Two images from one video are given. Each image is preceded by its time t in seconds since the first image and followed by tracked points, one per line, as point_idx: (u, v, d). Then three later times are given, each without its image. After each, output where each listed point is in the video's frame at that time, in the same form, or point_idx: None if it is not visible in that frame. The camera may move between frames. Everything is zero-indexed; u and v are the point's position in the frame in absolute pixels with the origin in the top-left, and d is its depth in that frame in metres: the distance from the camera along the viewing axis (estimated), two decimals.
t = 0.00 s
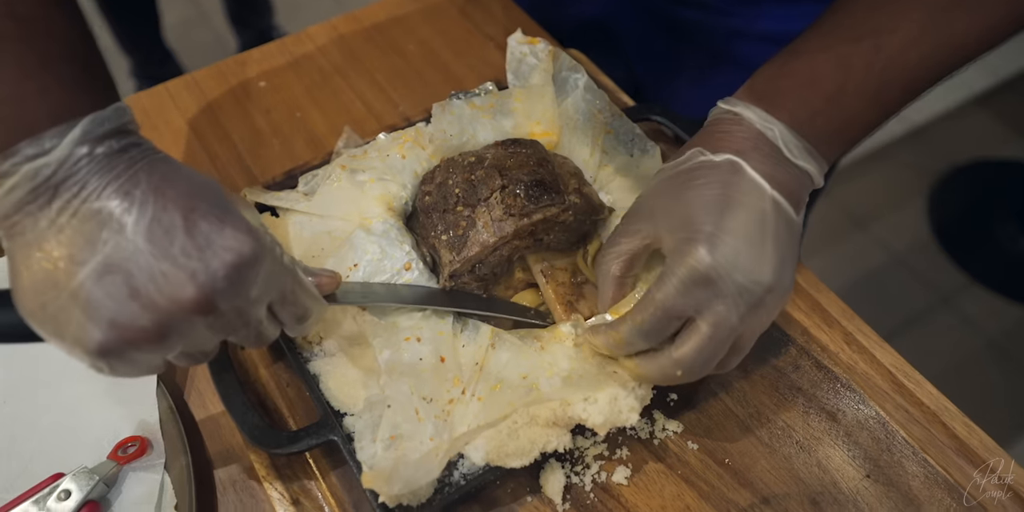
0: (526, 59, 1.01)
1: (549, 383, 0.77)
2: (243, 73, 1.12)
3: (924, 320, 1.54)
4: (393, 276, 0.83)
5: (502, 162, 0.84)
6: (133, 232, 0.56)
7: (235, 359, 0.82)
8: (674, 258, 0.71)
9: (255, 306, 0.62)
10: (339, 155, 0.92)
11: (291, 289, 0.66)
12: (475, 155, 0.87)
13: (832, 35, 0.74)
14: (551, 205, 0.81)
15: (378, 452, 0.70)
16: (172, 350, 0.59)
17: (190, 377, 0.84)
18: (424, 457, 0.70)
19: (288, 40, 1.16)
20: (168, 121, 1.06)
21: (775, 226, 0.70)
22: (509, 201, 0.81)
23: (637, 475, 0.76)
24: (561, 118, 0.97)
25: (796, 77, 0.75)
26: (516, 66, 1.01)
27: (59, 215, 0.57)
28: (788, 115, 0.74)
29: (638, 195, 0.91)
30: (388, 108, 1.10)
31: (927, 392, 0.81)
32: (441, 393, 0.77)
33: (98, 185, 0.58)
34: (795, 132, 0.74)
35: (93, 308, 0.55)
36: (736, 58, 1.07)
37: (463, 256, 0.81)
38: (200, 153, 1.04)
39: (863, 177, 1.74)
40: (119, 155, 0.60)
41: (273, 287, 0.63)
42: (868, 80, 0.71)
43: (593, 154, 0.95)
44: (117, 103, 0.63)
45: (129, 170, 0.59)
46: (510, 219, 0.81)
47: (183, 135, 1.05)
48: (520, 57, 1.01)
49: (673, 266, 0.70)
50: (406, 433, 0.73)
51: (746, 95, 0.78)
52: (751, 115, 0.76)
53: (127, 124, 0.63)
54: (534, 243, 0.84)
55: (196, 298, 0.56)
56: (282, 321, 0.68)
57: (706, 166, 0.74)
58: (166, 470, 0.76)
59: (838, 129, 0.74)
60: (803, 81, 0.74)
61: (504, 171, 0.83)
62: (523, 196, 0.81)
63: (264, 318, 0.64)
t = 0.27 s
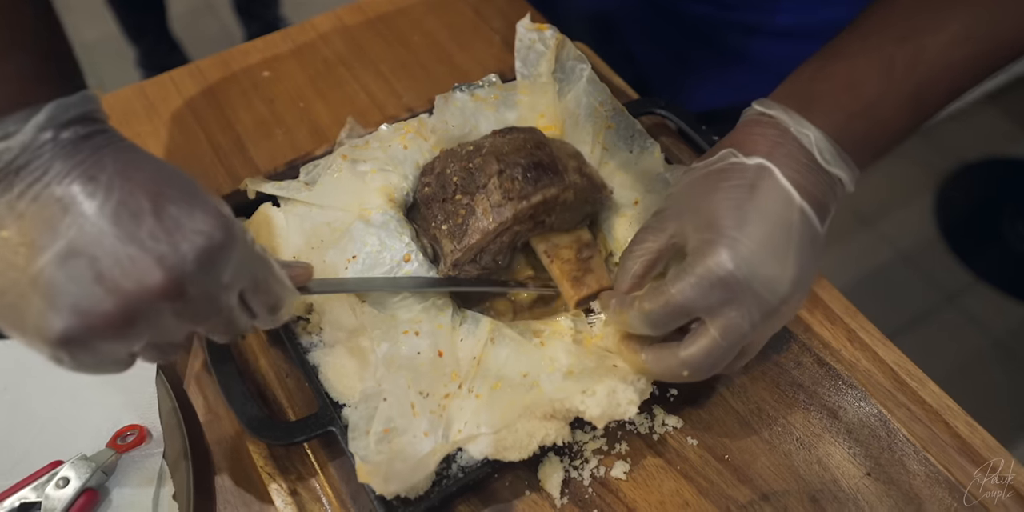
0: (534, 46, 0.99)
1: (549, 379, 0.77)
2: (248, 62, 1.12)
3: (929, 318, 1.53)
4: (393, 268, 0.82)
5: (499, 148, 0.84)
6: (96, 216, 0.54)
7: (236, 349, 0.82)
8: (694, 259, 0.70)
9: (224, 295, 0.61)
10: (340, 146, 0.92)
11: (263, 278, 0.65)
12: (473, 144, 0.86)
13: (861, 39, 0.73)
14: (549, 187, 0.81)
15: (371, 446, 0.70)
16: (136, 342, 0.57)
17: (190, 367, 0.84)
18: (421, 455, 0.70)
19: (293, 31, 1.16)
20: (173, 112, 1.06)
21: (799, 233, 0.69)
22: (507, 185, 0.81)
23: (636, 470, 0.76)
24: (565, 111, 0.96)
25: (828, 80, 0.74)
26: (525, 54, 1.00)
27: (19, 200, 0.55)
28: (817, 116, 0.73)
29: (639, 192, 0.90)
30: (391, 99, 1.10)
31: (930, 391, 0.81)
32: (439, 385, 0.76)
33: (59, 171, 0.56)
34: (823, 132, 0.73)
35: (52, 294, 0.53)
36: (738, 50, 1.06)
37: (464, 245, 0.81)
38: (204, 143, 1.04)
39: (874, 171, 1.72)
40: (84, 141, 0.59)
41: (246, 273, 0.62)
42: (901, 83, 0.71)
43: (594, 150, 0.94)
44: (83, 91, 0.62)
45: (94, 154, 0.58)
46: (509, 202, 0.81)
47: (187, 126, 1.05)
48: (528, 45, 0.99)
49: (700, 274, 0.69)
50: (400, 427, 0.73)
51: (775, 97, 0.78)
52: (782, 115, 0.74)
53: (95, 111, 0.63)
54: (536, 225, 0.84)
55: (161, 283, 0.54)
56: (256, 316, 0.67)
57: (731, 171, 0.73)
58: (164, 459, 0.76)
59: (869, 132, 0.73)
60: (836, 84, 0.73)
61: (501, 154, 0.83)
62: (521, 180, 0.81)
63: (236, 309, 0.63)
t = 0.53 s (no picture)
0: (530, 45, 0.98)
1: (538, 372, 0.77)
2: (241, 59, 1.11)
3: (925, 321, 1.52)
4: (392, 269, 0.81)
5: (491, 144, 0.84)
6: (105, 218, 0.54)
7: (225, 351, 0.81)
8: (673, 241, 0.68)
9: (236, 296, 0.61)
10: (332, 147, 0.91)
11: (275, 279, 0.65)
12: (465, 142, 0.86)
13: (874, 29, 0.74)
14: (543, 181, 0.80)
15: (364, 432, 0.70)
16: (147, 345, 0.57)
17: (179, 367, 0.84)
18: (415, 447, 0.70)
19: (287, 28, 1.15)
20: (165, 109, 1.05)
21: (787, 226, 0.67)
22: (501, 181, 0.81)
23: (627, 474, 0.75)
24: (560, 112, 0.96)
25: (850, 59, 0.73)
26: (520, 53, 0.98)
27: (26, 201, 0.54)
28: (838, 95, 0.71)
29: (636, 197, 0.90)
30: (386, 97, 1.09)
31: (924, 396, 0.80)
32: (440, 378, 0.76)
33: (69, 172, 0.55)
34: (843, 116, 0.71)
35: (64, 298, 0.53)
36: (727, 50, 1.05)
37: (460, 244, 0.81)
38: (196, 142, 1.03)
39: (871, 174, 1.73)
40: (94, 142, 0.58)
41: (257, 275, 0.62)
42: (922, 66, 0.72)
43: (590, 151, 0.93)
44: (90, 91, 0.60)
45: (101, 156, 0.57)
46: (503, 199, 0.80)
47: (180, 124, 1.04)
48: (524, 44, 0.98)
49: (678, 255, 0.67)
50: (397, 416, 0.72)
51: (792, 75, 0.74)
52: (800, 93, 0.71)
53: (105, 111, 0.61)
54: (532, 222, 0.83)
55: (173, 286, 0.55)
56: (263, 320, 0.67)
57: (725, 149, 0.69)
58: (151, 459, 0.75)
59: (886, 113, 0.72)
60: (859, 63, 0.72)
61: (492, 152, 0.83)
62: (514, 176, 0.80)
63: (246, 312, 0.63)
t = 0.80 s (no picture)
0: (525, 45, 0.98)
1: (525, 381, 0.75)
2: (235, 57, 1.10)
3: (922, 322, 1.52)
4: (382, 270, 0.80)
5: (482, 142, 0.83)
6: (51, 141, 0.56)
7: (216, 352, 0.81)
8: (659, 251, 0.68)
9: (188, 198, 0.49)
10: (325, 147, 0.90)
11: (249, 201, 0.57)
12: (456, 141, 0.86)
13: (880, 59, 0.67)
14: (535, 178, 0.80)
15: (348, 434, 0.68)
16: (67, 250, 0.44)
17: (171, 369, 0.83)
18: (392, 454, 0.69)
19: (282, 27, 1.14)
20: (157, 107, 1.04)
21: (749, 273, 0.66)
22: (493, 179, 0.80)
23: (621, 478, 0.74)
24: (556, 111, 0.95)
25: (857, 92, 0.66)
26: (515, 53, 0.98)
27: None
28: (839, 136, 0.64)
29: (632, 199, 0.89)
30: (381, 97, 1.09)
31: (920, 398, 0.80)
32: (427, 384, 0.74)
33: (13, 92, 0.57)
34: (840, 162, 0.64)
35: None
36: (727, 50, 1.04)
37: (453, 243, 0.80)
38: (188, 139, 1.02)
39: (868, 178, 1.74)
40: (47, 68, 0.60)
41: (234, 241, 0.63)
42: (936, 98, 0.64)
43: (584, 152, 0.93)
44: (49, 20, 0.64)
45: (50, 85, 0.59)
46: (494, 197, 0.79)
47: (172, 121, 1.03)
48: (519, 44, 0.98)
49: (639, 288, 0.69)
50: (380, 419, 0.71)
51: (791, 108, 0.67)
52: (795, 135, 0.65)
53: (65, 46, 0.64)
54: (523, 221, 0.82)
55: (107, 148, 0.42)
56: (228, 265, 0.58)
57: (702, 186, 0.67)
58: (142, 462, 0.74)
59: (892, 150, 0.65)
60: (865, 96, 0.65)
61: (484, 149, 0.82)
62: (506, 173, 0.79)
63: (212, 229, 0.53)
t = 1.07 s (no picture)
0: (522, 47, 0.97)
1: (524, 379, 0.75)
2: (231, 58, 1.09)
3: (922, 323, 1.52)
4: (379, 272, 0.81)
5: (472, 132, 0.84)
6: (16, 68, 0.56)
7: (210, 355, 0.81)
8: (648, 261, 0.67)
9: (235, 155, 0.51)
10: (319, 149, 0.89)
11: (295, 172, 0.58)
12: (446, 137, 0.87)
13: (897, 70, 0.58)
14: (525, 159, 0.80)
15: (349, 448, 0.67)
16: (118, 195, 0.46)
17: (166, 371, 0.83)
18: (398, 462, 0.68)
19: (279, 27, 1.14)
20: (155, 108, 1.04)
21: (736, 300, 0.63)
22: (483, 164, 0.79)
23: (618, 483, 0.74)
24: (553, 112, 0.95)
25: (864, 111, 0.57)
26: (511, 55, 0.98)
27: None
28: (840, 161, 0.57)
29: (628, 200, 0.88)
30: (378, 98, 1.08)
31: (918, 402, 0.79)
32: (425, 392, 0.74)
33: None
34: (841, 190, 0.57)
35: None
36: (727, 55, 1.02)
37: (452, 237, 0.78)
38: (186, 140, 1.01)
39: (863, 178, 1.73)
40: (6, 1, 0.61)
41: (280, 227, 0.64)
42: (954, 119, 0.55)
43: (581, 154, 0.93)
44: None
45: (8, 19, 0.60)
46: (486, 183, 0.79)
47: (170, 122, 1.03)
48: (515, 45, 0.98)
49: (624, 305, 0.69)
50: (383, 430, 0.69)
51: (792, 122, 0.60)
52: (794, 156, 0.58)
53: None
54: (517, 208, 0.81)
55: (161, 106, 0.45)
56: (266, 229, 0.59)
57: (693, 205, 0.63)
58: (136, 466, 0.74)
59: (901, 179, 0.57)
60: (872, 116, 0.57)
61: (474, 137, 0.83)
62: (496, 156, 0.79)
63: (260, 190, 0.54)
